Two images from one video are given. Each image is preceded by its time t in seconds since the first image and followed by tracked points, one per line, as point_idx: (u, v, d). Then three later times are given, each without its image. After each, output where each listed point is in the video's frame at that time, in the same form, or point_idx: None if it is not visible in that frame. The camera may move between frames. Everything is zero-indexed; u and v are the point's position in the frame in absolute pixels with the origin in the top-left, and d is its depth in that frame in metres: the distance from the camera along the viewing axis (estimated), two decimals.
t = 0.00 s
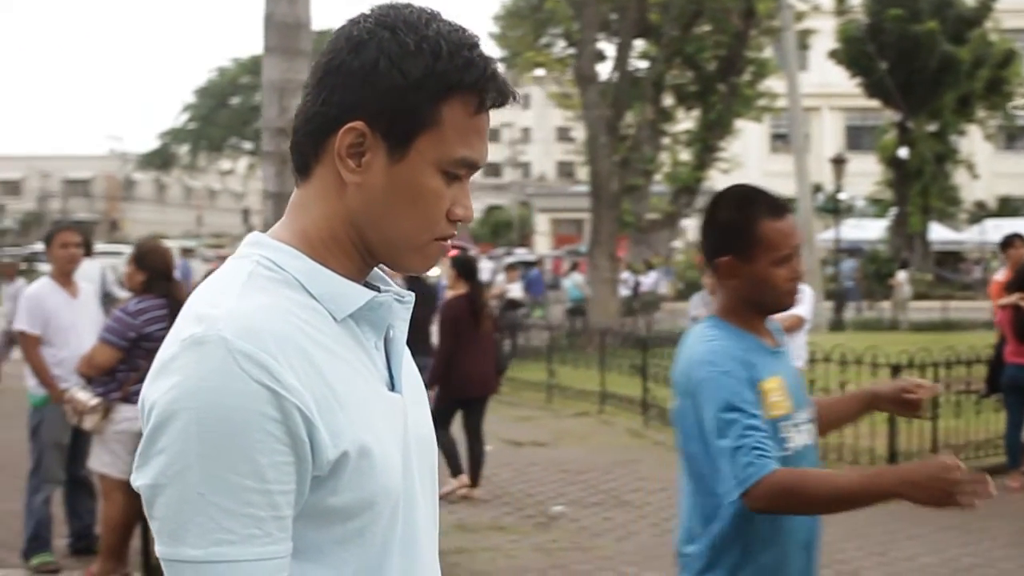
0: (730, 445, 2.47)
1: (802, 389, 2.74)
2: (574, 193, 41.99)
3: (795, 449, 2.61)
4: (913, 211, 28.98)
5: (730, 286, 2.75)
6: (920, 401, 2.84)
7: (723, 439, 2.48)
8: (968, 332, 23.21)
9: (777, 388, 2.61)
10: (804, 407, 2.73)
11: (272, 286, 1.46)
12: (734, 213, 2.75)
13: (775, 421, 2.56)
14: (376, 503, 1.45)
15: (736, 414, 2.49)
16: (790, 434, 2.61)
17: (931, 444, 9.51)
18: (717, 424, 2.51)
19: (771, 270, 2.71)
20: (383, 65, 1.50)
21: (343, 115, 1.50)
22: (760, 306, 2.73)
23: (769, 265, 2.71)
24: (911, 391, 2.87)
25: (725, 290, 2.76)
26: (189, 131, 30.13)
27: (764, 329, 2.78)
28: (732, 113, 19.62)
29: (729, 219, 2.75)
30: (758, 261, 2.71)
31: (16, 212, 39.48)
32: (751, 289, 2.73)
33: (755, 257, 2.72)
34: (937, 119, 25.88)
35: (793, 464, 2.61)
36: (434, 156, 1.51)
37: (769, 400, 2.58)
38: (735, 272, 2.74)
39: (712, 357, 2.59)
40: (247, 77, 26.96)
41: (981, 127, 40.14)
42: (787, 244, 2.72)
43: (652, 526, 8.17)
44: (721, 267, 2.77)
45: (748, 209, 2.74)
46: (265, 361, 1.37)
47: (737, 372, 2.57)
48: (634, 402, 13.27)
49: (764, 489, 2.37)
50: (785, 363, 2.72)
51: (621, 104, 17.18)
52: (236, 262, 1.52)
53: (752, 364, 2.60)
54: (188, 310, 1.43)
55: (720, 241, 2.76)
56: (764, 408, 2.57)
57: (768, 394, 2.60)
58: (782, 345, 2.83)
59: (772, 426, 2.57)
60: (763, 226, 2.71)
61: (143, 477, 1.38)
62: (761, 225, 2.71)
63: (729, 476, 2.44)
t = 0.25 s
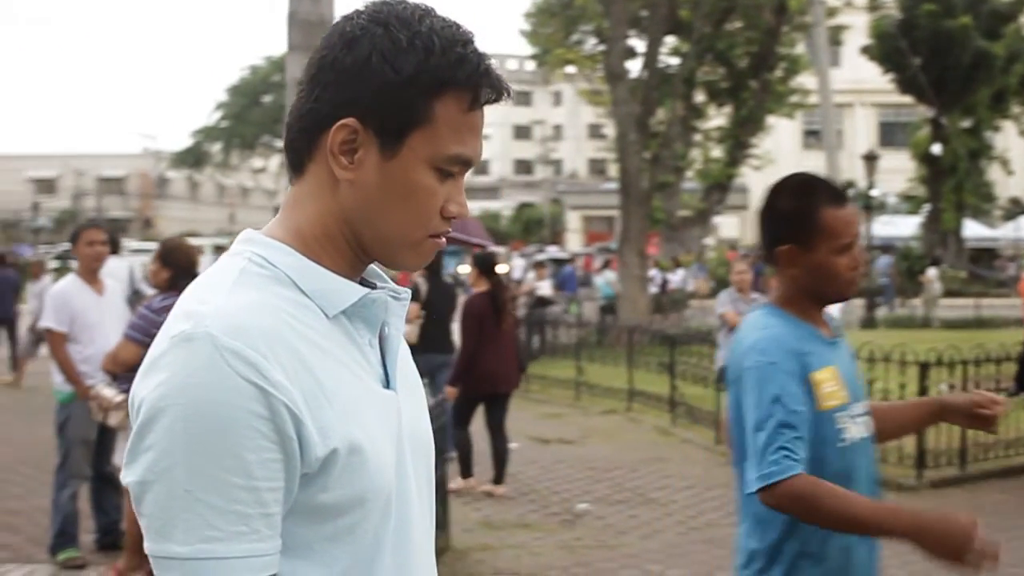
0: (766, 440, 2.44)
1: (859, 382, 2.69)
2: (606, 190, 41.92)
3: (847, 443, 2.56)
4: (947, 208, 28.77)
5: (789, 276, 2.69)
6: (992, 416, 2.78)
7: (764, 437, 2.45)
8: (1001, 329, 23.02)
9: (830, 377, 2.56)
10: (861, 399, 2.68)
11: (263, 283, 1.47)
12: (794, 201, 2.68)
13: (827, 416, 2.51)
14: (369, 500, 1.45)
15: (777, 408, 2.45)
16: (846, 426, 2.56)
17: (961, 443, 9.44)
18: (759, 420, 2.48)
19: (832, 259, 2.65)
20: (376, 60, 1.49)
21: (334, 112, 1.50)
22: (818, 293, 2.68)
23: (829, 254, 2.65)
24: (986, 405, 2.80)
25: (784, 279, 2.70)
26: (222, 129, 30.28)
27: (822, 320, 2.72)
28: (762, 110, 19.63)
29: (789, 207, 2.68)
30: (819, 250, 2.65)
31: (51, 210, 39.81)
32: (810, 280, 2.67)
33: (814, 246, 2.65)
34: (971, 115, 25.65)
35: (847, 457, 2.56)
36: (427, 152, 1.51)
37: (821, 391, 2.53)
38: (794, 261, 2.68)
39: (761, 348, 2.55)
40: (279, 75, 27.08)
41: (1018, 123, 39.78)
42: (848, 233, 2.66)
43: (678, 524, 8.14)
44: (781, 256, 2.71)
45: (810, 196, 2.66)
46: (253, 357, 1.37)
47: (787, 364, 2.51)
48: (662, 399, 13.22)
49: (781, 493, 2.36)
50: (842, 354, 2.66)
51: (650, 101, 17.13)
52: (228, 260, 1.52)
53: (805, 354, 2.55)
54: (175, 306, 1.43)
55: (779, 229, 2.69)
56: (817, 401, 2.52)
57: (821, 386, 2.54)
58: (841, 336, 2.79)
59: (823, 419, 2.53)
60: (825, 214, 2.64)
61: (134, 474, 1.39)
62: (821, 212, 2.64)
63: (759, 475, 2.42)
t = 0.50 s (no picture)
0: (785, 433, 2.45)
1: (903, 375, 2.62)
2: (629, 188, 41.84)
3: (892, 435, 2.50)
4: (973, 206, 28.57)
5: (834, 268, 2.63)
6: None
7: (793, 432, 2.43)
8: None
9: (873, 369, 2.50)
10: (906, 393, 2.62)
11: (256, 284, 1.47)
12: (839, 191, 2.61)
13: (867, 409, 2.47)
14: (365, 500, 1.45)
15: (808, 405, 2.43)
16: (891, 419, 2.51)
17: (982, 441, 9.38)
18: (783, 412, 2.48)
19: (878, 252, 2.58)
20: (369, 58, 1.49)
21: (326, 113, 1.50)
22: (867, 285, 2.61)
23: (876, 247, 2.58)
24: None
25: (828, 271, 2.64)
26: (246, 129, 30.35)
27: (866, 314, 2.67)
28: (786, 107, 19.57)
29: (835, 197, 2.61)
30: (864, 243, 2.58)
31: (76, 210, 39.98)
32: (857, 272, 2.61)
33: (859, 239, 2.58)
34: (997, 112, 25.48)
35: (891, 450, 2.50)
36: (422, 151, 1.51)
37: (863, 383, 2.48)
38: (839, 254, 2.61)
39: (798, 340, 2.51)
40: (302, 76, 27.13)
41: None
42: (895, 225, 2.59)
43: (697, 523, 8.12)
44: (825, 248, 2.64)
45: (857, 187, 2.59)
46: (244, 357, 1.37)
47: (823, 356, 2.47)
48: (682, 399, 13.17)
49: (798, 495, 2.38)
50: (885, 346, 2.60)
51: (673, 99, 17.07)
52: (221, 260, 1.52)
53: (845, 346, 2.50)
54: (169, 305, 1.44)
55: (823, 220, 2.62)
56: (858, 392, 2.47)
57: (861, 376, 2.49)
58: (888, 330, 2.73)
59: (863, 412, 2.48)
60: (871, 206, 2.57)
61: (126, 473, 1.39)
62: (866, 204, 2.57)
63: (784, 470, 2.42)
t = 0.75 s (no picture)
0: (829, 429, 2.42)
1: (962, 372, 2.56)
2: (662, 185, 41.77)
3: (955, 434, 2.44)
4: (1007, 203, 28.34)
5: (895, 262, 2.54)
6: None
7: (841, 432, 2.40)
8: None
9: (932, 367, 2.44)
10: (964, 391, 2.55)
11: (247, 282, 1.47)
12: (900, 185, 2.53)
13: (927, 408, 2.41)
14: (357, 498, 1.45)
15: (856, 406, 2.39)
16: (952, 418, 2.44)
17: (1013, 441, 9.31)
18: (828, 407, 2.45)
19: (940, 247, 2.50)
20: (360, 57, 1.48)
21: (318, 111, 1.50)
22: (928, 280, 2.53)
23: (938, 243, 2.50)
24: None
25: (887, 266, 2.56)
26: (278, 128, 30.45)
27: (927, 312, 2.59)
28: (819, 104, 19.46)
29: (896, 191, 2.53)
30: (926, 238, 2.50)
31: (110, 207, 40.22)
32: (918, 267, 2.52)
33: (921, 234, 2.50)
34: None
35: (950, 450, 2.43)
36: (413, 151, 1.51)
37: (922, 381, 2.42)
38: (901, 250, 2.53)
39: (855, 335, 2.45)
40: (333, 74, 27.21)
41: None
42: (957, 218, 2.51)
43: (721, 521, 8.09)
44: (886, 242, 2.55)
45: (920, 181, 2.52)
46: (234, 358, 1.37)
47: (877, 356, 2.41)
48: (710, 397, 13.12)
49: (820, 495, 2.40)
50: (945, 344, 2.53)
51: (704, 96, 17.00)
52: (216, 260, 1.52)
53: (904, 343, 2.43)
54: (161, 304, 1.45)
55: (883, 217, 2.55)
56: (919, 391, 2.41)
57: (922, 375, 2.43)
58: (948, 326, 2.65)
59: (920, 411, 2.42)
60: (934, 201, 2.49)
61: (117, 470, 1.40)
62: (929, 198, 2.49)
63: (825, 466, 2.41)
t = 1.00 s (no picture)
0: (883, 437, 2.33)
1: None
2: (694, 183, 41.63)
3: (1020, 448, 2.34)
4: None
5: (957, 268, 2.46)
6: None
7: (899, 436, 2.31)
8: None
9: (995, 379, 2.35)
10: None
11: (241, 281, 1.47)
12: (963, 191, 2.45)
13: (990, 419, 2.31)
14: (347, 500, 1.44)
15: (909, 414, 2.31)
16: (1013, 431, 2.34)
17: None
18: (881, 415, 2.35)
19: (1006, 252, 2.41)
20: (353, 61, 1.48)
21: (311, 114, 1.50)
22: (991, 286, 2.44)
23: (1002, 249, 2.41)
24: None
25: (950, 273, 2.47)
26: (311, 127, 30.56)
27: (989, 320, 2.50)
28: (851, 101, 19.33)
29: (957, 197, 2.45)
30: (989, 244, 2.41)
31: (145, 206, 40.43)
32: (980, 272, 2.44)
33: (985, 239, 2.41)
34: None
35: (1011, 466, 2.34)
36: (405, 153, 1.50)
37: (985, 392, 2.33)
38: (964, 255, 2.44)
39: (917, 342, 2.35)
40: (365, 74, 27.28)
41: None
42: None
43: (746, 521, 8.05)
44: (949, 248, 2.47)
45: (981, 187, 2.43)
46: (226, 358, 1.37)
47: (939, 366, 2.32)
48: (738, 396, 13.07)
49: (851, 501, 2.37)
50: (1008, 355, 2.44)
51: (734, 94, 16.90)
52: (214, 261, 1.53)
53: (968, 352, 2.34)
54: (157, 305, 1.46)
55: (946, 221, 2.47)
56: (980, 402, 2.32)
57: (985, 387, 2.34)
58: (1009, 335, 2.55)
59: (980, 423, 2.32)
60: (997, 207, 2.41)
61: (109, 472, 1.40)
62: (994, 203, 2.41)
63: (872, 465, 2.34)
